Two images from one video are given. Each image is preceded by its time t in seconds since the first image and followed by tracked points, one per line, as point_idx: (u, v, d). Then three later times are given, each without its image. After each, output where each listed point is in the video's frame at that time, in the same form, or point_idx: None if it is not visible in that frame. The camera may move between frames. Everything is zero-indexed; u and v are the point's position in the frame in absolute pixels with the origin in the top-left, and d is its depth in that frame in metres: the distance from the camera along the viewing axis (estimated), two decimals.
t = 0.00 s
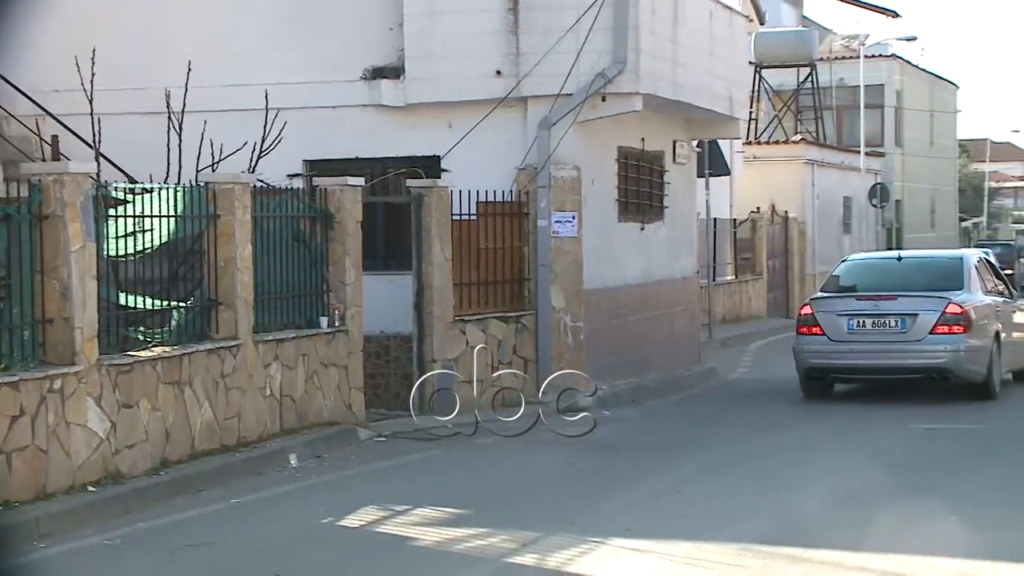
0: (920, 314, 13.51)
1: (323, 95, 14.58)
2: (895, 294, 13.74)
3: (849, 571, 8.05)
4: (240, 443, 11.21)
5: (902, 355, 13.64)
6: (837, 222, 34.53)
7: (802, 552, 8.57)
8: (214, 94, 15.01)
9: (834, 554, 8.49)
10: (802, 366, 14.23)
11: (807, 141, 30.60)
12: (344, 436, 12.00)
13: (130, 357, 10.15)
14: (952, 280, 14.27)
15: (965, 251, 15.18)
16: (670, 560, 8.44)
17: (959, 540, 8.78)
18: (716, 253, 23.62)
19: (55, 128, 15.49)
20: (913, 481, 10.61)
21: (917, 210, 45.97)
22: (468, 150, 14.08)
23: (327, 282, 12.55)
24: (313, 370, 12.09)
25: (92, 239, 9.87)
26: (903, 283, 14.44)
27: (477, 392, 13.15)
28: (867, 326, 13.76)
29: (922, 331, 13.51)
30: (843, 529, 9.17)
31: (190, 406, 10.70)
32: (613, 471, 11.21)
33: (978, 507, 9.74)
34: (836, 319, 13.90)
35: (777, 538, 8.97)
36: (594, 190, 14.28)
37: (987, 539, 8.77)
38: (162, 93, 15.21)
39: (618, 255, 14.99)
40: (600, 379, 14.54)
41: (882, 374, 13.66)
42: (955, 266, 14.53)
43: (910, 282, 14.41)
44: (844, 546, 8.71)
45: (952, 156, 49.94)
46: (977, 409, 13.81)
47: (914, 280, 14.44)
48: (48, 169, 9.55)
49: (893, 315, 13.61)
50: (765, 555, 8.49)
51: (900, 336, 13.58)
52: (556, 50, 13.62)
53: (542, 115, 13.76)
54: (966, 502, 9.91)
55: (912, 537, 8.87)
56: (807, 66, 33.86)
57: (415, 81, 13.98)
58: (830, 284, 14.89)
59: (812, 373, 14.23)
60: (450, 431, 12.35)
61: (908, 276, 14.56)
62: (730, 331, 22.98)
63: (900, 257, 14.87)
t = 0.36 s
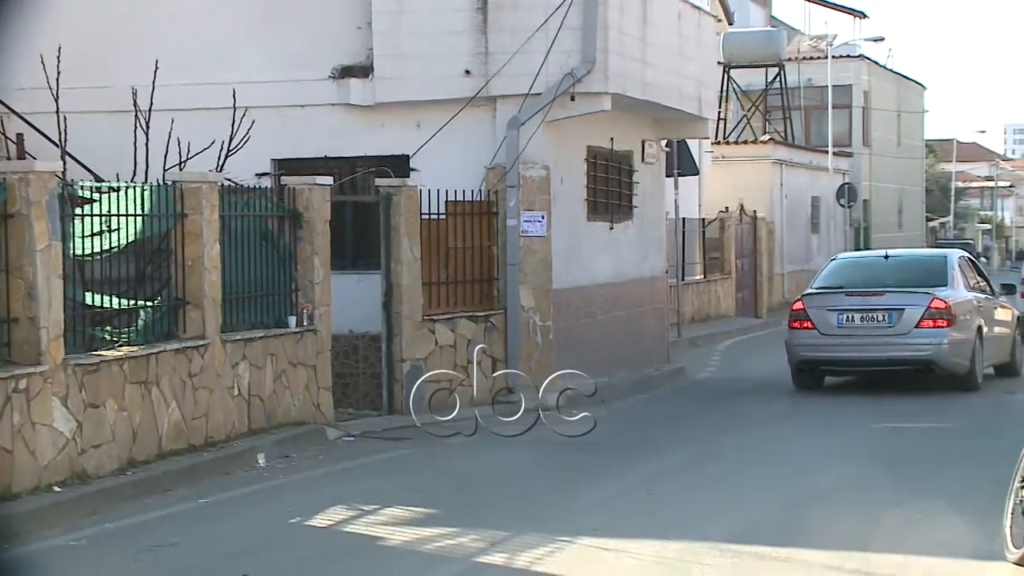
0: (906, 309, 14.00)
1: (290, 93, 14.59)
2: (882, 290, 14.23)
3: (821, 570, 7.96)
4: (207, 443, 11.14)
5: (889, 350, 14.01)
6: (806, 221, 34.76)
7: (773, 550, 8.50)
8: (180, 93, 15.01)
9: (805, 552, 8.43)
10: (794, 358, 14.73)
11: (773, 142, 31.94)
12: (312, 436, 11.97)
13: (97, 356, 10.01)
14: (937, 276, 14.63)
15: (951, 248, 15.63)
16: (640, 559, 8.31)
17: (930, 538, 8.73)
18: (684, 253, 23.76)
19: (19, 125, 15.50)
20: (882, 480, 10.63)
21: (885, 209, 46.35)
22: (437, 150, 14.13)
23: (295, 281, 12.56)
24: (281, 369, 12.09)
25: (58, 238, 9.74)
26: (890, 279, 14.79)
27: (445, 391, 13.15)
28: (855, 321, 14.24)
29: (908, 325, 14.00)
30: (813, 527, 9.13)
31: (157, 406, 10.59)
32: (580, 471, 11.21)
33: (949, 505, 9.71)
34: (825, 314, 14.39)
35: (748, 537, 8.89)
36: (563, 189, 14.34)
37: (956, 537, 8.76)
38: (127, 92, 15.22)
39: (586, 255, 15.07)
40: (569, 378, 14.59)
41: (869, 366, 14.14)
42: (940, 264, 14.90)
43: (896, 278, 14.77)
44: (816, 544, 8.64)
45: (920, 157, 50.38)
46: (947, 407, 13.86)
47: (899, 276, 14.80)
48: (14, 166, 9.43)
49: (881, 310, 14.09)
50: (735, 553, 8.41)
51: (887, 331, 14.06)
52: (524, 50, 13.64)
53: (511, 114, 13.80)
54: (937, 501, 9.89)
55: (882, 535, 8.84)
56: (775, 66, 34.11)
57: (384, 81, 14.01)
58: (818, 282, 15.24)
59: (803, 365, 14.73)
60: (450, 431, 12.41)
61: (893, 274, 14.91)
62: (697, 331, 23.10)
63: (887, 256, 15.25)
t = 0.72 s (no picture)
0: (902, 306, 14.54)
1: (269, 93, 14.60)
2: (880, 289, 14.76)
3: (800, 569, 7.97)
4: (186, 444, 11.11)
5: (887, 347, 14.53)
6: (784, 222, 34.90)
7: (752, 550, 8.51)
8: (158, 93, 14.99)
9: (784, 552, 8.43)
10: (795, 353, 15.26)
11: (751, 143, 31.94)
12: (290, 436, 11.97)
13: (74, 357, 9.92)
14: (930, 276, 15.14)
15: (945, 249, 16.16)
16: (619, 560, 8.30)
17: (909, 537, 8.77)
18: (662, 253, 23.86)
19: None
20: (860, 480, 10.67)
21: (864, 210, 46.61)
22: (415, 151, 14.13)
23: (273, 281, 12.57)
24: (260, 370, 12.09)
25: (35, 238, 9.66)
26: (886, 279, 15.32)
27: (424, 392, 13.17)
28: (854, 318, 14.79)
29: (903, 323, 14.53)
30: (792, 527, 9.15)
31: (135, 407, 10.53)
32: (559, 471, 11.22)
33: (928, 505, 9.74)
34: (825, 312, 14.92)
35: (727, 537, 8.89)
36: (542, 190, 14.36)
37: (933, 536, 8.81)
38: (104, 92, 15.21)
39: (565, 256, 15.09)
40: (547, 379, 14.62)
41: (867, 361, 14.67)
42: (934, 265, 15.41)
43: (891, 278, 15.28)
44: (795, 544, 8.66)
45: (898, 157, 50.67)
46: (926, 407, 13.93)
47: (894, 277, 15.30)
48: None
49: (878, 308, 14.62)
50: (715, 554, 8.41)
51: (884, 327, 14.60)
52: (503, 50, 13.67)
53: (490, 115, 13.82)
54: (915, 500, 9.94)
55: (862, 535, 8.85)
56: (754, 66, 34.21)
57: (363, 81, 14.01)
58: (816, 282, 15.77)
59: (803, 360, 15.26)
60: (450, 431, 12.50)
61: (889, 274, 15.43)
62: (675, 330, 23.18)
63: (883, 257, 15.78)
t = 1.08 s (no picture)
0: (912, 304, 15.00)
1: (262, 93, 14.60)
2: (890, 287, 15.22)
3: (793, 570, 7.97)
4: (179, 444, 11.11)
5: (896, 344, 14.99)
6: (778, 222, 34.93)
7: (746, 550, 8.52)
8: (151, 93, 14.99)
9: (778, 552, 8.44)
10: (808, 349, 15.77)
11: (745, 143, 31.94)
12: (284, 436, 11.98)
13: (67, 357, 9.89)
14: (939, 276, 15.54)
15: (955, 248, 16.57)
16: (613, 561, 8.30)
17: (903, 537, 8.78)
18: (656, 252, 23.89)
19: None
20: (854, 480, 10.69)
21: (858, 210, 46.67)
22: (408, 151, 14.13)
23: (267, 282, 12.57)
24: (253, 370, 12.10)
25: (27, 238, 9.62)
26: (895, 277, 15.74)
27: (418, 392, 13.19)
28: (864, 316, 15.25)
29: (912, 321, 14.99)
30: (785, 527, 9.16)
31: (128, 407, 10.51)
32: (552, 470, 11.25)
33: (923, 505, 9.76)
34: (837, 309, 15.40)
35: (721, 537, 8.90)
36: (536, 190, 14.37)
37: (926, 536, 8.82)
38: (97, 92, 15.20)
39: (559, 255, 15.10)
40: (542, 378, 14.64)
41: (878, 356, 15.17)
42: (942, 265, 15.80)
43: (901, 276, 15.70)
44: (789, 544, 8.66)
45: (892, 157, 50.73)
46: (920, 407, 13.95)
47: (903, 276, 15.70)
48: None
49: (888, 306, 15.10)
50: (709, 554, 8.42)
51: (894, 324, 15.06)
52: (497, 50, 13.67)
53: (483, 115, 13.83)
54: (909, 499, 9.96)
55: (856, 535, 8.87)
56: (748, 66, 34.20)
57: (357, 81, 14.02)
58: (826, 279, 16.19)
59: (816, 356, 15.77)
60: (450, 431, 12.54)
61: (898, 272, 15.85)
62: (669, 330, 23.22)
63: (893, 255, 16.18)
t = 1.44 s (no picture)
0: (921, 303, 15.30)
1: (257, 92, 14.60)
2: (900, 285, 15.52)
3: (789, 569, 7.95)
4: (174, 444, 11.08)
5: (903, 340, 15.31)
6: (774, 222, 34.94)
7: (742, 550, 8.50)
8: (146, 92, 14.97)
9: (775, 552, 8.42)
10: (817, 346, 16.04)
11: (741, 143, 31.93)
12: (279, 436, 11.97)
13: (61, 356, 9.85)
14: (946, 276, 15.77)
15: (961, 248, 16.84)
16: (609, 560, 8.29)
17: (900, 537, 8.77)
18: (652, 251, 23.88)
19: None
20: (851, 479, 10.69)
21: (853, 210, 46.70)
22: (403, 151, 14.11)
23: (262, 281, 12.56)
24: (248, 370, 12.08)
25: (21, 237, 9.57)
26: (902, 275, 15.99)
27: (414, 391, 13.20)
28: (875, 313, 15.52)
29: (921, 319, 15.30)
30: (781, 527, 9.15)
31: (123, 407, 10.48)
32: (548, 470, 11.24)
33: (920, 505, 9.76)
34: (847, 306, 15.66)
35: (718, 537, 8.89)
36: (531, 189, 14.35)
37: (923, 535, 8.81)
38: (91, 91, 15.18)
39: (554, 254, 15.08)
40: (537, 378, 14.63)
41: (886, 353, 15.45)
42: (949, 265, 16.00)
43: (908, 274, 15.97)
44: (785, 544, 8.65)
45: (888, 157, 50.76)
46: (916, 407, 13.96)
47: (911, 275, 15.92)
48: None
49: (898, 304, 15.39)
50: (705, 554, 8.40)
51: (903, 322, 15.35)
52: (493, 49, 13.66)
53: (478, 115, 13.81)
54: (906, 499, 9.97)
55: (853, 534, 8.87)
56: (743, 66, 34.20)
57: (351, 80, 14.02)
58: (835, 279, 16.44)
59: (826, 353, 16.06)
60: (450, 431, 12.54)
61: (905, 270, 16.10)
62: (665, 330, 23.23)
63: (901, 255, 16.45)
